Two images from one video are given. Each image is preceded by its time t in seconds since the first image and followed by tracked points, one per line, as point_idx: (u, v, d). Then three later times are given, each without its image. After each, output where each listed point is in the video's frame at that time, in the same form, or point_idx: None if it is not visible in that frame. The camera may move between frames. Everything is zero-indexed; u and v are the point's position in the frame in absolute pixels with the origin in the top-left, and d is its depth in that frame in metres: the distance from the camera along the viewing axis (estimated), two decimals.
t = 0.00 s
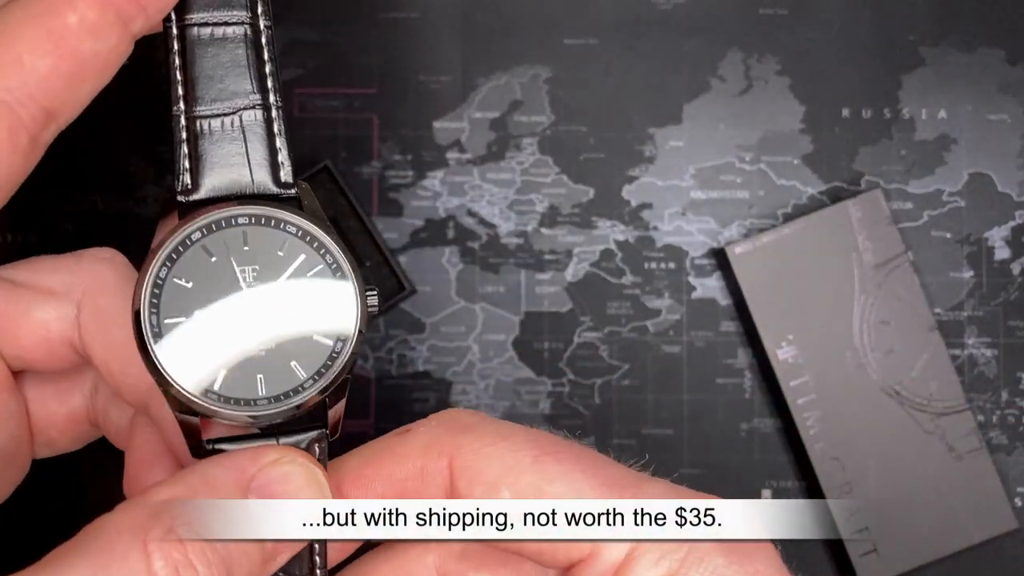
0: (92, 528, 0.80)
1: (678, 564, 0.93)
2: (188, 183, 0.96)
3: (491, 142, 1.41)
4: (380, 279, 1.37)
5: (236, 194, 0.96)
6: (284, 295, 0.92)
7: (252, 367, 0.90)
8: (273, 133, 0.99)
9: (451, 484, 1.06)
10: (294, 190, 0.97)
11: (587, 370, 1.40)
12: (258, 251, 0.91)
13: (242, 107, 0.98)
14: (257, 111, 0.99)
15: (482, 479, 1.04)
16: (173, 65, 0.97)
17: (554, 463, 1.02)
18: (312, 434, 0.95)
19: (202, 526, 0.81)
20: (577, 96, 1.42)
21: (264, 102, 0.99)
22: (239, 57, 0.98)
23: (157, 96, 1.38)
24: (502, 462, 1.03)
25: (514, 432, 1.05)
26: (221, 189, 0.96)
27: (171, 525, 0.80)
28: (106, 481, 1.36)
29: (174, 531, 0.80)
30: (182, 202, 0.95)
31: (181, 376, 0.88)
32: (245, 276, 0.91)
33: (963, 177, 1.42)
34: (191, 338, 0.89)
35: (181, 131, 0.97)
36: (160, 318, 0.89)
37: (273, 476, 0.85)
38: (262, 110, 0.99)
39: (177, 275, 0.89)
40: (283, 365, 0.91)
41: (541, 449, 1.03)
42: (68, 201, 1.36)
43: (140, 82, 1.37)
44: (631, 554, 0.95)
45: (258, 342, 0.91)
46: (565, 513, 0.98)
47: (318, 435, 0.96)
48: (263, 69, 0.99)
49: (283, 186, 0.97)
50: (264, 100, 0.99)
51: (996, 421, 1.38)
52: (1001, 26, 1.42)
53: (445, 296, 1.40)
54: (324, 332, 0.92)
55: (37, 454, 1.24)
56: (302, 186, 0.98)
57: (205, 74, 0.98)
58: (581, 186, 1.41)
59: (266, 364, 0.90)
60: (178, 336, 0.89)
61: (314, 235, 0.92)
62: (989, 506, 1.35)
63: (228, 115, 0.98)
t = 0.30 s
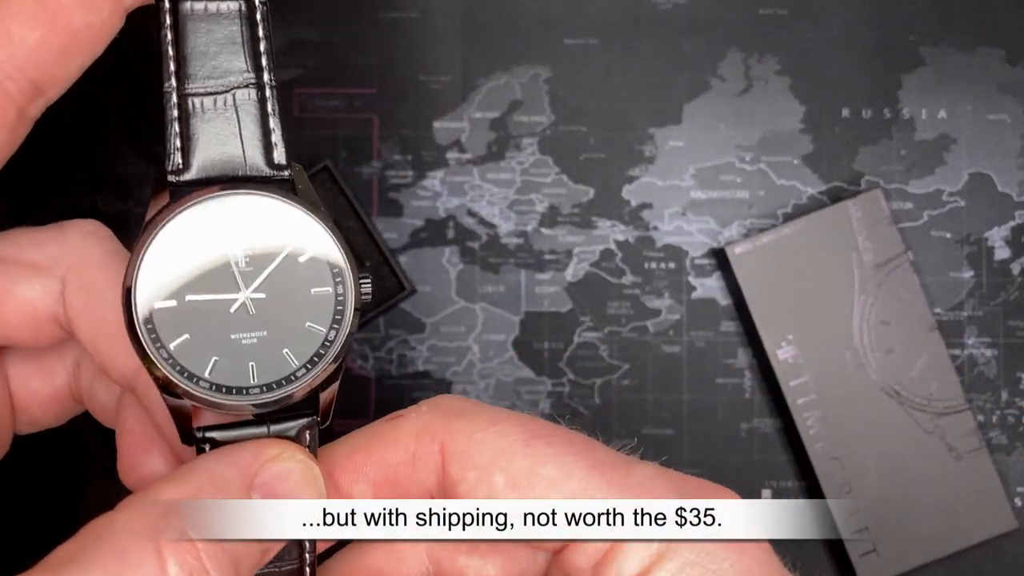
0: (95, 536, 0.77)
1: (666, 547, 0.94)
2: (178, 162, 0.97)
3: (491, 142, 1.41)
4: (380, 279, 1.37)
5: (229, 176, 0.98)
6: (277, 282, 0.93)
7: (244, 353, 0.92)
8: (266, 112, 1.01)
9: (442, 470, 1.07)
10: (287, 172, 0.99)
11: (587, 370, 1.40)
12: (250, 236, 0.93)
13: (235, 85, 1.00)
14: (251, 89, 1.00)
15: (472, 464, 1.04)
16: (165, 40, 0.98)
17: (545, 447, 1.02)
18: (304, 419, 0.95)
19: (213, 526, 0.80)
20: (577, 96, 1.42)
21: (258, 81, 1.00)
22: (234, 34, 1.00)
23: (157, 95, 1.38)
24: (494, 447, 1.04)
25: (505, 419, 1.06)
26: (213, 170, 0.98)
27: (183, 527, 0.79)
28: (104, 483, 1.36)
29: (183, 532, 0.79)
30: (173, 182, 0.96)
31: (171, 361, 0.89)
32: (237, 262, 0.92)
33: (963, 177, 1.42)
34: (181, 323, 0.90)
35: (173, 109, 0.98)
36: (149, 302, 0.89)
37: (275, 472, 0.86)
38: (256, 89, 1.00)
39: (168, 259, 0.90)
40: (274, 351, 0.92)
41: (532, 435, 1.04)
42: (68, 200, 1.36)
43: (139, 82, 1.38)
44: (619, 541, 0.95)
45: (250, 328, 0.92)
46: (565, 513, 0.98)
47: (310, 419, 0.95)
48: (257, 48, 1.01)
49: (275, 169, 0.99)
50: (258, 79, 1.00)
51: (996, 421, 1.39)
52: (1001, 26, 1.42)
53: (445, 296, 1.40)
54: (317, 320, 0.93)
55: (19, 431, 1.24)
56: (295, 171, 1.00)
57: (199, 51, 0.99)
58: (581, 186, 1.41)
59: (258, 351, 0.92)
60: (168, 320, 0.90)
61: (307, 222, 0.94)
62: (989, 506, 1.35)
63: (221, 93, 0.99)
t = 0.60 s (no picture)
0: (104, 536, 0.77)
1: (676, 545, 0.94)
2: (178, 154, 0.98)
3: (491, 142, 1.41)
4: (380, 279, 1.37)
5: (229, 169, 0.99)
6: (277, 275, 0.94)
7: (245, 345, 0.92)
8: (266, 103, 1.02)
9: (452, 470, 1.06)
10: (286, 163, 0.99)
11: (587, 370, 1.40)
12: (249, 227, 0.94)
13: (235, 76, 1.01)
14: (251, 81, 1.01)
15: (482, 463, 1.04)
16: (163, 30, 0.99)
17: (553, 446, 1.03)
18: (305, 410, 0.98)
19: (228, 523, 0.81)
20: (577, 96, 1.42)
21: (257, 71, 1.01)
22: (233, 24, 1.01)
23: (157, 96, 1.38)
24: (504, 446, 1.04)
25: (515, 418, 1.06)
26: (212, 161, 0.99)
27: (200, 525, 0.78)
28: (103, 482, 1.34)
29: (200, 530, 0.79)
30: (173, 175, 0.97)
31: (171, 354, 0.90)
32: (238, 255, 0.93)
33: (963, 177, 1.42)
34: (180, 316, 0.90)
35: (171, 100, 0.99)
36: (148, 293, 0.90)
37: (279, 464, 0.86)
38: (256, 80, 1.01)
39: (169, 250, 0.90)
40: (275, 344, 0.93)
41: (540, 434, 1.04)
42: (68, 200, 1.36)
43: (140, 83, 1.38)
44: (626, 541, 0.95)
45: (251, 321, 0.93)
46: (565, 513, 0.97)
47: (311, 410, 0.98)
48: (256, 37, 1.01)
49: (276, 160, 1.00)
50: (257, 69, 1.01)
51: (996, 421, 1.39)
52: (1001, 26, 1.42)
53: (445, 296, 1.40)
54: (317, 313, 0.94)
55: (12, 420, 1.25)
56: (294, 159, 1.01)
57: (197, 42, 1.00)
58: (581, 186, 1.41)
59: (259, 344, 0.93)
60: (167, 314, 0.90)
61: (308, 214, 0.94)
62: (989, 506, 1.35)
63: (221, 85, 1.00)
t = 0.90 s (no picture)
0: None
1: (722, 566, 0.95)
2: (183, 173, 1.01)
3: (490, 143, 1.41)
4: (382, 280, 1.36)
5: (234, 186, 1.03)
6: (287, 295, 1.00)
7: (258, 364, 0.98)
8: (269, 118, 1.05)
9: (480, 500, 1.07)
10: (292, 180, 1.04)
11: (587, 370, 1.40)
12: (259, 250, 1.00)
13: (237, 93, 1.04)
14: (253, 96, 1.04)
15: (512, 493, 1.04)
16: (165, 48, 1.02)
17: (583, 476, 1.04)
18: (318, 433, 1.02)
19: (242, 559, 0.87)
20: (577, 95, 1.42)
21: (259, 87, 1.05)
22: (234, 40, 1.04)
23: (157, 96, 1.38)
24: (535, 478, 1.04)
25: (544, 448, 1.07)
26: (216, 180, 1.02)
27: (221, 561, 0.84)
28: (106, 482, 1.35)
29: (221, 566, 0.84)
30: (178, 195, 1.01)
31: (184, 376, 0.95)
32: (247, 278, 0.99)
33: (963, 177, 1.42)
34: (193, 337, 0.97)
35: (175, 118, 1.02)
36: (161, 318, 0.96)
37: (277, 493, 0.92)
38: (258, 96, 1.04)
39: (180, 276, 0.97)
40: (288, 362, 0.99)
41: (571, 464, 1.05)
42: (69, 200, 1.36)
43: (140, 83, 1.37)
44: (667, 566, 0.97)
45: (264, 341, 0.99)
46: (565, 513, 1.00)
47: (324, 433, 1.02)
48: (258, 53, 1.05)
49: (280, 177, 1.04)
50: (259, 84, 1.05)
51: (996, 421, 1.39)
52: (1000, 26, 1.42)
53: (445, 296, 1.40)
54: (329, 330, 1.00)
55: (30, 451, 1.24)
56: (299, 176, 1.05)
57: (198, 59, 1.03)
58: (581, 186, 1.41)
59: (271, 363, 0.98)
60: (180, 337, 0.96)
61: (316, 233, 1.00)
62: (988, 505, 1.35)
63: (223, 101, 1.03)
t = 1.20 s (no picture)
0: None
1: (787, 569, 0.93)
2: (189, 179, 1.00)
3: (490, 143, 1.41)
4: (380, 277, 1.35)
5: (243, 188, 1.01)
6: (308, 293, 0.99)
7: (283, 369, 0.97)
8: (272, 116, 1.03)
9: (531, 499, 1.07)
10: (301, 176, 1.02)
11: (587, 370, 1.40)
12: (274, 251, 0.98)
13: (238, 93, 1.02)
14: (254, 94, 1.03)
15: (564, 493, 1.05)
16: (160, 53, 1.00)
17: (637, 475, 1.04)
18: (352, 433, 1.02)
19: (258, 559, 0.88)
20: (577, 95, 1.42)
21: (260, 84, 1.03)
22: (229, 38, 1.02)
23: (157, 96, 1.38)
24: (589, 477, 1.05)
25: (594, 447, 1.08)
26: (224, 183, 1.00)
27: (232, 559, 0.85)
28: (106, 482, 1.35)
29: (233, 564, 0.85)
30: (185, 201, 0.99)
31: (207, 387, 0.95)
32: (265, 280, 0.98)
33: (963, 177, 1.42)
34: (212, 346, 0.96)
35: (176, 123, 1.00)
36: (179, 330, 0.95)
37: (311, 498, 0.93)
38: (259, 94, 1.03)
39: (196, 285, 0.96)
40: (313, 362, 0.98)
41: (623, 463, 1.06)
42: (69, 200, 1.36)
43: (140, 84, 1.37)
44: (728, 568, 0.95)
45: (287, 343, 0.98)
46: (565, 513, 1.02)
47: (358, 432, 1.02)
48: (255, 50, 1.03)
49: (290, 174, 1.02)
50: (259, 82, 1.03)
51: (997, 421, 1.39)
52: (1001, 25, 1.42)
53: (445, 296, 1.40)
54: (352, 326, 0.99)
55: (34, 475, 1.24)
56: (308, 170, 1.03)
57: (194, 62, 1.01)
58: (581, 186, 1.41)
59: (295, 365, 0.97)
60: (200, 347, 0.95)
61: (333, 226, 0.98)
62: (988, 505, 1.35)
63: (225, 102, 1.02)
